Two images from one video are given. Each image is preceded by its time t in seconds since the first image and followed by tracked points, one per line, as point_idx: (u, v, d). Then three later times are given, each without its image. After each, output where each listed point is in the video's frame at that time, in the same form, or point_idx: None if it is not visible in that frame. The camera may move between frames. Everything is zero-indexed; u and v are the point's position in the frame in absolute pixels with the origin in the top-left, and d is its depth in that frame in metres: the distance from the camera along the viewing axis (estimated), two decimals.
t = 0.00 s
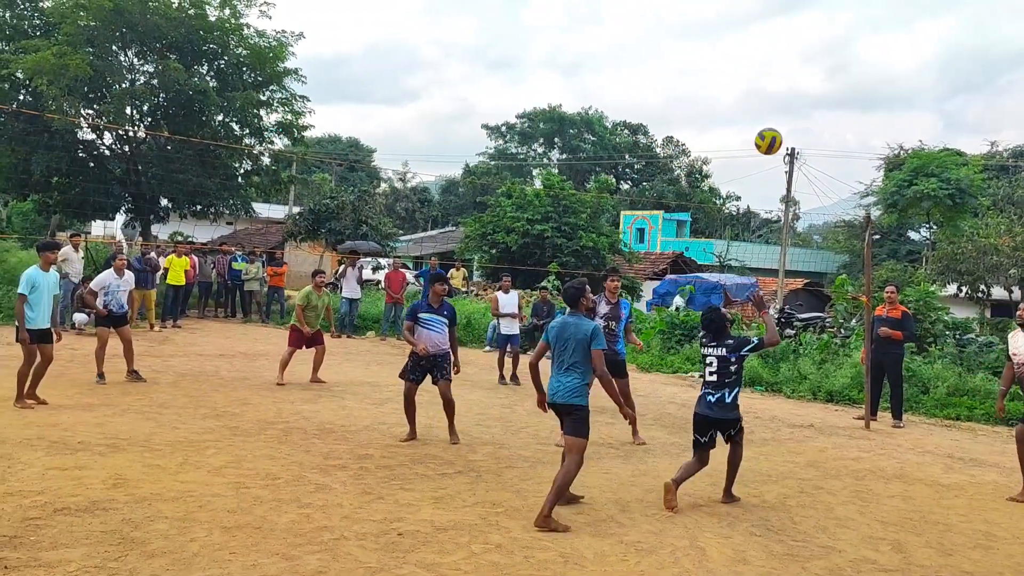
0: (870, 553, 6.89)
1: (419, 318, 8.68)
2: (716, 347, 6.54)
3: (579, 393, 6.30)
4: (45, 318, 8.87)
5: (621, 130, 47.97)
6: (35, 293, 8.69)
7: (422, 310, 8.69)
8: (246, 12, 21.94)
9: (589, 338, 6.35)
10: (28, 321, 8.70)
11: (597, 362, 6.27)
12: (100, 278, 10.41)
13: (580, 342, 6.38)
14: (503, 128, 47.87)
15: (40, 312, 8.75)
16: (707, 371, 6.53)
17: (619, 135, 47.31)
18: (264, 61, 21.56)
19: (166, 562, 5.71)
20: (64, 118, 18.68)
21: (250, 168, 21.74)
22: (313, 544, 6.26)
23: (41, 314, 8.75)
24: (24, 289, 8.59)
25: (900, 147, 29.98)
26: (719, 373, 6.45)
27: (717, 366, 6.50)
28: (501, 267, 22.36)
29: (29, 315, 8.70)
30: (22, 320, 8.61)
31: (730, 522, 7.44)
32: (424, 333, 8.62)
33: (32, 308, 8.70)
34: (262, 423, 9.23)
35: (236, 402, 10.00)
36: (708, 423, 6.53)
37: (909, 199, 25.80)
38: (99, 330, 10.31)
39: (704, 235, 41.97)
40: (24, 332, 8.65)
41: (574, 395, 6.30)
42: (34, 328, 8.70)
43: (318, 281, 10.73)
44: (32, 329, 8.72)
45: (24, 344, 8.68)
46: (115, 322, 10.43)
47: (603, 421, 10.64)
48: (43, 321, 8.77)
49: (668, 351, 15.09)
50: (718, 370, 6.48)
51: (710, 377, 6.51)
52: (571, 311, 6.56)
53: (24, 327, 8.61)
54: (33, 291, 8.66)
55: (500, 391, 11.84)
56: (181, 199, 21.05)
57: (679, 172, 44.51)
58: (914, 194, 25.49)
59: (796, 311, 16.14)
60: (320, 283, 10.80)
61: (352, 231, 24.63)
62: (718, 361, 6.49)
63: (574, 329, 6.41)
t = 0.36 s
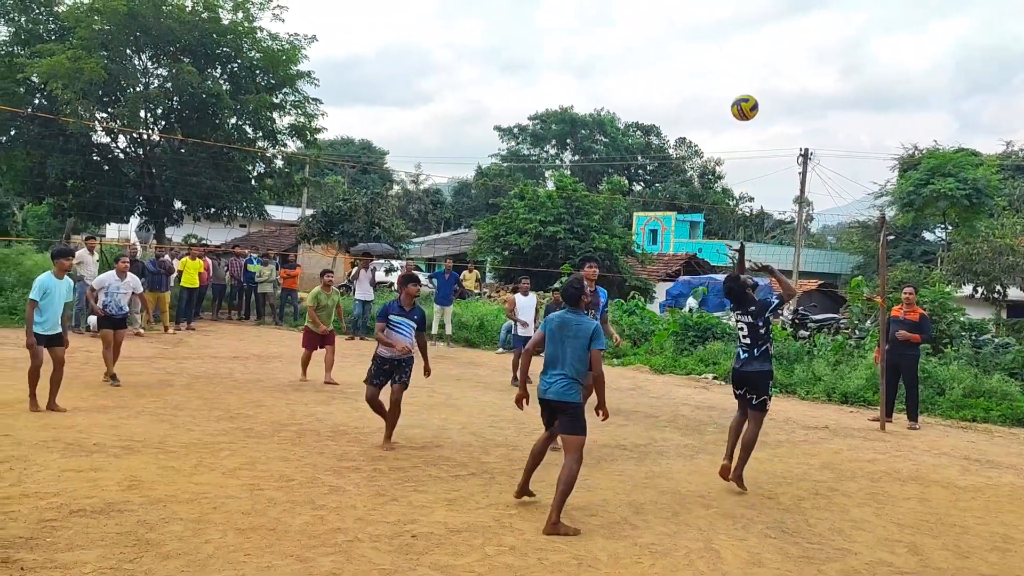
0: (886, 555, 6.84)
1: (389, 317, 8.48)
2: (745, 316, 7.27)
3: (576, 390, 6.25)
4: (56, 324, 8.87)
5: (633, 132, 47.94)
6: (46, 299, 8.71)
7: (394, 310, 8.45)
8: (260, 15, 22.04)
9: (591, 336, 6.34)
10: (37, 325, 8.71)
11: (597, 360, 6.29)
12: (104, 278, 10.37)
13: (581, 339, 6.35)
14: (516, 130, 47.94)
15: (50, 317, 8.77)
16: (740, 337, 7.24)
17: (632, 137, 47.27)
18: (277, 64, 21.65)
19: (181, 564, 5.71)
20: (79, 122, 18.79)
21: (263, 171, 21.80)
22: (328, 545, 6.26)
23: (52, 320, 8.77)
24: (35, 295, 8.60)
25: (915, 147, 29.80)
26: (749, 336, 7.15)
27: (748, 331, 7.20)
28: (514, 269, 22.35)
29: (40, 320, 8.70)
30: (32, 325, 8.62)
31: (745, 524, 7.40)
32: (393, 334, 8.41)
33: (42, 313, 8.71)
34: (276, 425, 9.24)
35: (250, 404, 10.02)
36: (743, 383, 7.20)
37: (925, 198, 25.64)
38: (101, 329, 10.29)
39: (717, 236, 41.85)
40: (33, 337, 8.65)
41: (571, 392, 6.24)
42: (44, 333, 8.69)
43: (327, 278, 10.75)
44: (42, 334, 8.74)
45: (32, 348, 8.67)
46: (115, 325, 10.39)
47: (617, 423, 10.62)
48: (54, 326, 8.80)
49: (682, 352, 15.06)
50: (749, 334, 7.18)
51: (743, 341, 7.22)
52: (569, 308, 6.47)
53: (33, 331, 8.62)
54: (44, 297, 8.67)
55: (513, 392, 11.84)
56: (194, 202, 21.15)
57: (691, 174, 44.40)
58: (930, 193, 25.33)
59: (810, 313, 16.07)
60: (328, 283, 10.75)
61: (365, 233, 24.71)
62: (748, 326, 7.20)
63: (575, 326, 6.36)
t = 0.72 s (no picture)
0: (911, 562, 6.76)
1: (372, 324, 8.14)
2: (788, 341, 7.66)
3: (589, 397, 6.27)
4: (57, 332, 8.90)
5: (653, 136, 47.88)
6: (46, 308, 8.72)
7: (378, 317, 8.11)
8: (280, 23, 22.25)
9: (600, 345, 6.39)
10: (39, 335, 8.73)
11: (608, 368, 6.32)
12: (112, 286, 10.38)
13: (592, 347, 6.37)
14: (535, 136, 48.04)
15: (50, 326, 8.79)
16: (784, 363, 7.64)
17: (651, 141, 47.20)
18: (297, 72, 21.80)
19: (205, 569, 5.74)
20: (103, 130, 19.01)
21: (284, 177, 21.93)
22: (349, 551, 6.26)
23: (53, 328, 8.81)
24: (36, 305, 8.61)
25: (938, 150, 29.53)
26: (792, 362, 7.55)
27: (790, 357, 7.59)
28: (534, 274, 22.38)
29: (41, 330, 8.74)
30: (34, 335, 8.66)
31: (767, 531, 7.33)
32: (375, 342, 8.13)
33: (42, 323, 8.74)
34: (297, 431, 9.27)
35: (272, 410, 10.08)
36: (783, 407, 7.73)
37: (949, 200, 25.42)
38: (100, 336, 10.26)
39: (738, 240, 41.65)
40: (37, 347, 8.68)
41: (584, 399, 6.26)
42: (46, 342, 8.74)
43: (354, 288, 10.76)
44: (44, 343, 8.78)
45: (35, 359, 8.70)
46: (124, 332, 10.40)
47: (637, 429, 10.58)
48: (54, 334, 8.83)
49: (703, 358, 15.00)
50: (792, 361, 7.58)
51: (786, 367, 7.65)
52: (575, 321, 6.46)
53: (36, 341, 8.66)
54: (44, 307, 8.69)
55: (534, 398, 11.82)
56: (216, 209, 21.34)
57: (711, 178, 44.28)
58: (953, 196, 25.15)
59: (833, 318, 15.95)
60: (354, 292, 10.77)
61: (385, 240, 24.83)
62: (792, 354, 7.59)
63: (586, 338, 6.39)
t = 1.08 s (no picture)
0: (937, 570, 6.68)
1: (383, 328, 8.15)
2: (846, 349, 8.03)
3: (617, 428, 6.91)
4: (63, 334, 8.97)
5: (672, 141, 47.73)
6: (55, 310, 8.80)
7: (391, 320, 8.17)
8: (300, 31, 22.41)
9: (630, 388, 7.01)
10: (45, 338, 8.78)
11: (635, 406, 6.85)
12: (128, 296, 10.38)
13: (629, 384, 6.95)
14: (555, 142, 48.05)
15: (58, 328, 8.87)
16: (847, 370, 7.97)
17: (670, 146, 47.04)
18: (318, 80, 21.90)
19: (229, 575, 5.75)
20: (126, 139, 19.18)
21: (305, 185, 22.01)
22: (372, 558, 6.26)
23: (59, 331, 8.88)
24: (45, 306, 8.70)
25: (961, 153, 29.17)
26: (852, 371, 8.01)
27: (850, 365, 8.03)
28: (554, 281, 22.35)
29: (49, 333, 8.81)
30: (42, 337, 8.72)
31: (791, 538, 7.26)
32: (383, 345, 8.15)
33: (50, 324, 8.81)
34: (319, 438, 9.29)
35: (294, 416, 10.11)
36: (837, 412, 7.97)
37: (972, 205, 25.10)
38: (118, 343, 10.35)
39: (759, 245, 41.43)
40: (41, 349, 8.68)
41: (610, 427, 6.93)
42: (53, 345, 8.79)
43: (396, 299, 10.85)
44: (49, 345, 8.81)
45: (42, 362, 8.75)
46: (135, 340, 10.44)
47: (659, 435, 10.53)
48: (61, 337, 8.91)
49: (724, 364, 14.92)
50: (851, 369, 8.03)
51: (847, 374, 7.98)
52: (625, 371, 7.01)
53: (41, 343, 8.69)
54: (53, 308, 8.78)
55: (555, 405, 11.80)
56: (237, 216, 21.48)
57: (731, 183, 44.08)
58: (977, 201, 24.83)
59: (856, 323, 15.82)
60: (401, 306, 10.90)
61: (405, 246, 24.90)
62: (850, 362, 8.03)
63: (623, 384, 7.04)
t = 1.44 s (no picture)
0: (959, 574, 6.61)
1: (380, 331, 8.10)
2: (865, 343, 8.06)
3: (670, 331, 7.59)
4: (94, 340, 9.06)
5: (688, 143, 47.59)
6: (90, 316, 8.87)
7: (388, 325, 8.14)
8: (316, 36, 22.52)
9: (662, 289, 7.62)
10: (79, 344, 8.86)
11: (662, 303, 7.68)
12: (136, 313, 10.31)
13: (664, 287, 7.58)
14: (570, 144, 48.04)
15: (92, 335, 8.96)
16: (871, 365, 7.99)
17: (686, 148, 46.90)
18: (334, 84, 21.99)
19: None
20: (145, 145, 19.32)
21: (321, 189, 22.11)
22: (391, 561, 6.26)
23: (92, 338, 8.98)
24: (82, 314, 8.76)
25: (980, 154, 28.94)
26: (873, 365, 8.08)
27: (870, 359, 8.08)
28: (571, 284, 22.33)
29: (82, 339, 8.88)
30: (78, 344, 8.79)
31: (811, 541, 7.22)
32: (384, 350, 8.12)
33: (84, 332, 8.89)
34: (338, 441, 9.32)
35: (312, 420, 10.14)
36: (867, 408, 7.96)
37: (991, 207, 24.87)
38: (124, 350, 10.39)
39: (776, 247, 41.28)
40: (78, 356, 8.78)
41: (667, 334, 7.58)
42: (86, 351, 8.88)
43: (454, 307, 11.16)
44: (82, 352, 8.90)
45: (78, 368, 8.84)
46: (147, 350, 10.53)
47: (677, 438, 10.49)
48: (94, 343, 9.01)
49: (742, 366, 14.87)
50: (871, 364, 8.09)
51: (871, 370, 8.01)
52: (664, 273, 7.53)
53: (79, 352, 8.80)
54: (88, 315, 8.84)
55: (572, 408, 11.78)
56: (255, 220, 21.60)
57: (748, 185, 43.94)
58: (996, 203, 24.63)
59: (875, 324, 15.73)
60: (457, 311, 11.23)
61: (421, 250, 24.96)
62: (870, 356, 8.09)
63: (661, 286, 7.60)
